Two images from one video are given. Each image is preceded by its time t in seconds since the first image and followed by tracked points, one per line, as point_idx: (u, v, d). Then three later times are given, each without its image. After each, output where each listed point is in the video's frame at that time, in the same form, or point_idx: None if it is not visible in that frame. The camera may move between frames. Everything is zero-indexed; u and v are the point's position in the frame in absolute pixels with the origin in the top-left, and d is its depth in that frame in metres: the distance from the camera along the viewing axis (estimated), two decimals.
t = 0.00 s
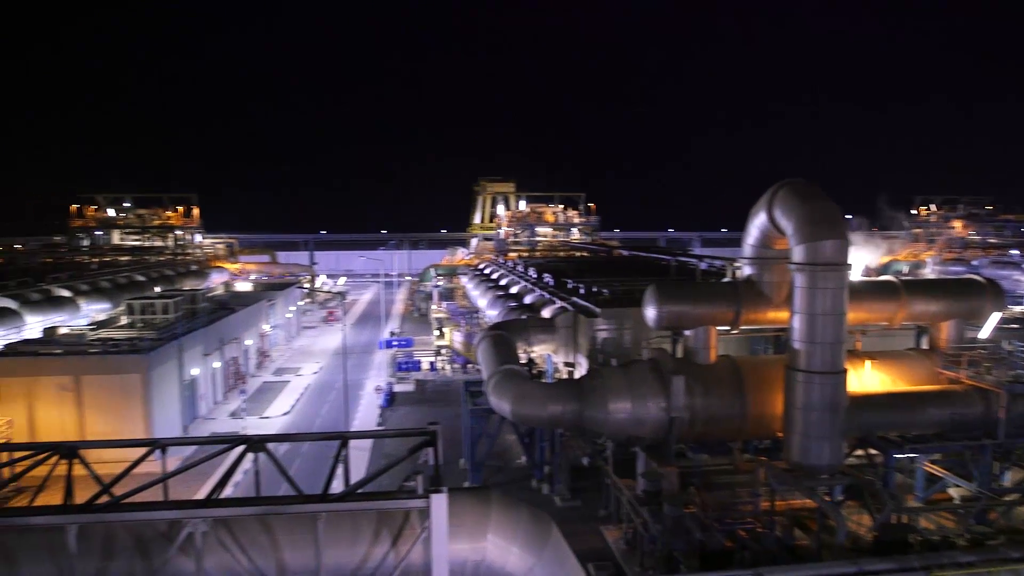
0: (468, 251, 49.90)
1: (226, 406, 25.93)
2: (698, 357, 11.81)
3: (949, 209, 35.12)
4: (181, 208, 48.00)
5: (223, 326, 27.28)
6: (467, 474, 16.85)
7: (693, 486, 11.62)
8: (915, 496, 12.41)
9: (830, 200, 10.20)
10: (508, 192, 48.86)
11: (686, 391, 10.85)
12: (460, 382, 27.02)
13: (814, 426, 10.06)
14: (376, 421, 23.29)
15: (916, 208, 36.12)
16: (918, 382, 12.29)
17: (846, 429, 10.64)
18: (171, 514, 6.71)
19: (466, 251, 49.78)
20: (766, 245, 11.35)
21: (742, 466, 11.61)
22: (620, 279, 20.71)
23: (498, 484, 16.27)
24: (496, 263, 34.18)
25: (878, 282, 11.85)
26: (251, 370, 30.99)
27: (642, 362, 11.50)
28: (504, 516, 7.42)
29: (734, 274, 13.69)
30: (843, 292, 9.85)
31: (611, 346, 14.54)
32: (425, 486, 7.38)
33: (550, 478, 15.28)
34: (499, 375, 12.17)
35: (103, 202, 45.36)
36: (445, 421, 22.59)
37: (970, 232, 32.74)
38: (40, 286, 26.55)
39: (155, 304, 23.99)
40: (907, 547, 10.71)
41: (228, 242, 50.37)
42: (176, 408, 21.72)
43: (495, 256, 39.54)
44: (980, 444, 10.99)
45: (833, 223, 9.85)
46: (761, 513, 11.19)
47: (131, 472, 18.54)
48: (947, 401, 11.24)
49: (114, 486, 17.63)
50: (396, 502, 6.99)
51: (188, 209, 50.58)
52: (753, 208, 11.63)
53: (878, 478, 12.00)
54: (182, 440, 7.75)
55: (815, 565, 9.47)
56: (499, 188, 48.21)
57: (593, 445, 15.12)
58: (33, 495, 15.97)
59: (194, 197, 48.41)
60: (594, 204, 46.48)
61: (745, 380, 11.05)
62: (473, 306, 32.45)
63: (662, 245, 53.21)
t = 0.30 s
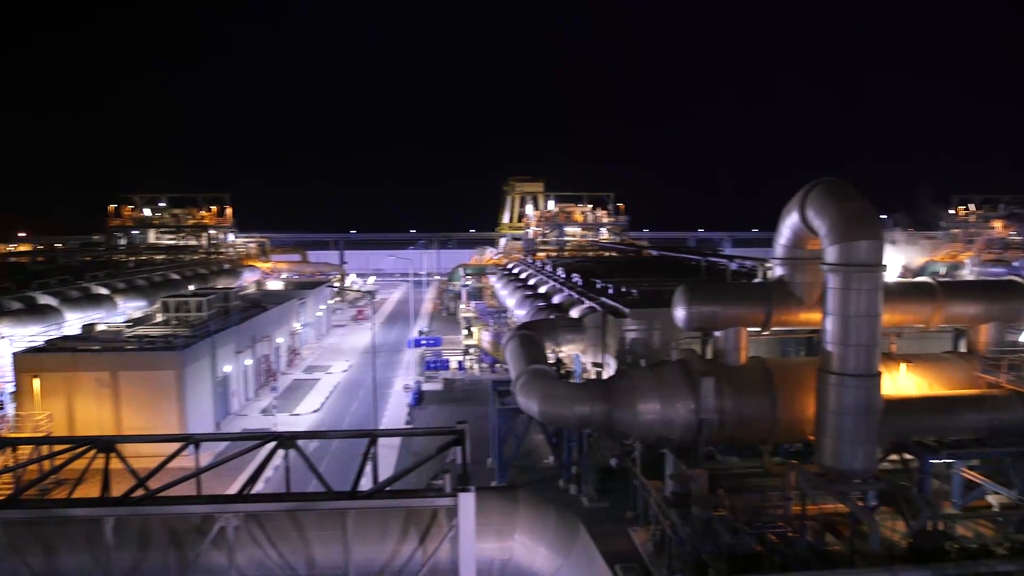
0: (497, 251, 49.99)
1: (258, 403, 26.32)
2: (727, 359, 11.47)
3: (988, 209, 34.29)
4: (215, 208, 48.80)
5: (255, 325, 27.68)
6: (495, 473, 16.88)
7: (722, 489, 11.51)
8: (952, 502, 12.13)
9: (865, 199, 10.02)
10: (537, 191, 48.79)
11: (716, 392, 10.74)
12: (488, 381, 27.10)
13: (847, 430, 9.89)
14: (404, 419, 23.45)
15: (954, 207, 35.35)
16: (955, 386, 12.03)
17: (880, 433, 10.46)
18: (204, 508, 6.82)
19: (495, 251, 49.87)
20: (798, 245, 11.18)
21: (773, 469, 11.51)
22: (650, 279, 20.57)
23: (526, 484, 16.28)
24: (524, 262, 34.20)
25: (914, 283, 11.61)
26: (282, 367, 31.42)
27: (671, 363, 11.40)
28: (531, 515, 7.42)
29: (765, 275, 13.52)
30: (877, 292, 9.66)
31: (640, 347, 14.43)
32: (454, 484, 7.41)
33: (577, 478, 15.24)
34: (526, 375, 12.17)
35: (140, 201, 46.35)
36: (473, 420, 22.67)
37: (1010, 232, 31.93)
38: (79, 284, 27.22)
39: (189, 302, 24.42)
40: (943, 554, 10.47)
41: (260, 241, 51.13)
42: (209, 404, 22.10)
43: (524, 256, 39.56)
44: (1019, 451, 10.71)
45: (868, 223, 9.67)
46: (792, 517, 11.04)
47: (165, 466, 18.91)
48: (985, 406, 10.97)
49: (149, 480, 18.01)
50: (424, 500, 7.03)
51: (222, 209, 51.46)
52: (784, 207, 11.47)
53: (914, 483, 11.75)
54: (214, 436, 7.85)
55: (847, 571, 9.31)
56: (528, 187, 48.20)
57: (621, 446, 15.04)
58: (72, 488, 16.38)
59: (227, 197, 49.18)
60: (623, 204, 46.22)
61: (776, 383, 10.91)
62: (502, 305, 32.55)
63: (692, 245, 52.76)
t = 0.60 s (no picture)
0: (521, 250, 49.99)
1: (285, 401, 26.64)
2: (754, 360, 11.29)
3: None
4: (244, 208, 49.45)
5: (282, 323, 28.01)
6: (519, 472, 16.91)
7: (749, 491, 11.37)
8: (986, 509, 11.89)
9: (896, 199, 9.85)
10: (562, 191, 48.66)
11: (742, 394, 10.63)
12: (512, 381, 27.15)
13: (877, 433, 9.73)
14: (429, 418, 23.58)
15: (989, 206, 34.61)
16: (989, 390, 11.77)
17: (911, 437, 10.26)
18: (232, 504, 6.91)
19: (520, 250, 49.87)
20: (826, 245, 11.04)
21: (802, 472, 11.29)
22: (676, 279, 20.45)
23: (550, 483, 16.28)
24: (549, 262, 34.19)
25: (947, 284, 11.39)
26: (309, 366, 31.75)
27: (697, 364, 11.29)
28: (555, 515, 7.42)
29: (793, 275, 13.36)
30: (909, 293, 9.49)
31: (666, 348, 14.66)
32: (478, 483, 7.43)
33: (602, 479, 15.19)
34: (551, 375, 12.17)
35: (170, 201, 47.12)
36: (497, 419, 22.72)
37: None
38: (112, 282, 27.74)
39: (218, 300, 24.77)
40: (976, 561, 10.25)
41: (287, 241, 51.72)
42: (237, 401, 22.41)
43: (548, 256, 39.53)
44: None
45: (900, 223, 9.50)
46: (820, 522, 10.86)
47: (195, 462, 19.22)
48: (1021, 410, 10.73)
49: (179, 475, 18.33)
50: (448, 498, 7.04)
51: (250, 208, 52.10)
52: (813, 207, 11.32)
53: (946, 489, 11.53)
54: (243, 433, 7.93)
55: None
56: (554, 187, 48.17)
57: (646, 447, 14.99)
58: (105, 482, 16.71)
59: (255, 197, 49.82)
60: (648, 203, 45.95)
61: (804, 385, 10.77)
62: (526, 305, 32.59)
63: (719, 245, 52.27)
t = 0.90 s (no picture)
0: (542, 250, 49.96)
1: (307, 399, 26.89)
2: (777, 362, 11.08)
3: None
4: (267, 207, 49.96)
5: (305, 322, 28.27)
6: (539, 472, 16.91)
7: (771, 494, 11.26)
8: (1014, 515, 11.67)
9: (923, 198, 9.69)
10: (583, 190, 48.54)
11: (765, 395, 10.52)
12: (532, 381, 27.17)
13: (903, 437, 9.58)
14: (450, 417, 23.67)
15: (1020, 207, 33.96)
16: (1019, 394, 11.55)
17: (938, 440, 10.09)
18: (255, 501, 6.99)
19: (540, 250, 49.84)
20: (851, 246, 10.91)
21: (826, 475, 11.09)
22: (698, 280, 20.33)
23: (570, 484, 16.26)
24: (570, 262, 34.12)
25: (976, 285, 11.18)
26: (330, 364, 31.99)
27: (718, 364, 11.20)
28: (576, 515, 7.41)
29: (817, 275, 13.19)
30: (936, 295, 9.33)
31: (686, 348, 14.17)
32: (499, 482, 7.45)
33: (622, 480, 15.13)
34: (571, 375, 12.17)
35: (195, 201, 47.77)
36: (518, 419, 22.74)
37: None
38: (138, 280, 28.20)
39: (241, 299, 25.06)
40: (1004, 568, 10.06)
41: (310, 241, 52.17)
42: (261, 398, 22.68)
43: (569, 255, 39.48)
44: None
45: (927, 223, 9.35)
46: (844, 527, 10.73)
47: (218, 459, 19.45)
48: None
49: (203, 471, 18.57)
50: (468, 498, 7.14)
51: (273, 208, 52.63)
52: (837, 207, 11.19)
53: (974, 494, 11.33)
54: (266, 430, 8.01)
55: None
56: (575, 186, 48.12)
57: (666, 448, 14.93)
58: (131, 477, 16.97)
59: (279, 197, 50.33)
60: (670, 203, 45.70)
61: (827, 386, 10.65)
62: (547, 305, 32.62)
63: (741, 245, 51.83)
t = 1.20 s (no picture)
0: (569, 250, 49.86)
1: (335, 397, 27.14)
2: (807, 364, 10.89)
3: None
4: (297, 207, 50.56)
5: (333, 321, 28.55)
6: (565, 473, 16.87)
7: (801, 498, 11.11)
8: None
9: (959, 197, 9.48)
10: (610, 190, 48.38)
11: (795, 397, 10.38)
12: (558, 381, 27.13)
13: (937, 441, 9.39)
14: (476, 416, 23.73)
15: None
16: None
17: (974, 445, 9.87)
18: (284, 497, 7.08)
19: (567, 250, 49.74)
20: (885, 246, 10.71)
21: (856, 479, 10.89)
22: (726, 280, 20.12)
23: (596, 485, 16.20)
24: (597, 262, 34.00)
25: (1014, 287, 10.91)
26: (358, 363, 32.26)
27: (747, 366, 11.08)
28: (601, 516, 7.38)
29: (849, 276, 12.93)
30: (973, 297, 9.13)
31: (716, 349, 13.91)
32: (524, 482, 7.45)
33: (649, 481, 15.04)
34: (598, 375, 12.13)
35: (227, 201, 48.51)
36: (544, 419, 22.73)
37: None
38: (172, 279, 28.73)
39: (271, 298, 25.40)
40: None
41: (338, 240, 52.68)
42: (290, 396, 22.96)
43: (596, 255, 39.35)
44: None
45: (963, 223, 9.14)
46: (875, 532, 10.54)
47: (248, 455, 19.74)
48: None
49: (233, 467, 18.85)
50: (494, 497, 7.15)
51: (303, 207, 53.24)
52: (870, 207, 10.99)
53: (1012, 500, 11.06)
54: (295, 427, 8.10)
55: None
56: (602, 186, 47.95)
57: (694, 450, 14.81)
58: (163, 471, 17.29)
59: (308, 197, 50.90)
60: (699, 203, 45.31)
61: (859, 389, 10.48)
62: (574, 305, 32.58)
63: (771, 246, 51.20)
